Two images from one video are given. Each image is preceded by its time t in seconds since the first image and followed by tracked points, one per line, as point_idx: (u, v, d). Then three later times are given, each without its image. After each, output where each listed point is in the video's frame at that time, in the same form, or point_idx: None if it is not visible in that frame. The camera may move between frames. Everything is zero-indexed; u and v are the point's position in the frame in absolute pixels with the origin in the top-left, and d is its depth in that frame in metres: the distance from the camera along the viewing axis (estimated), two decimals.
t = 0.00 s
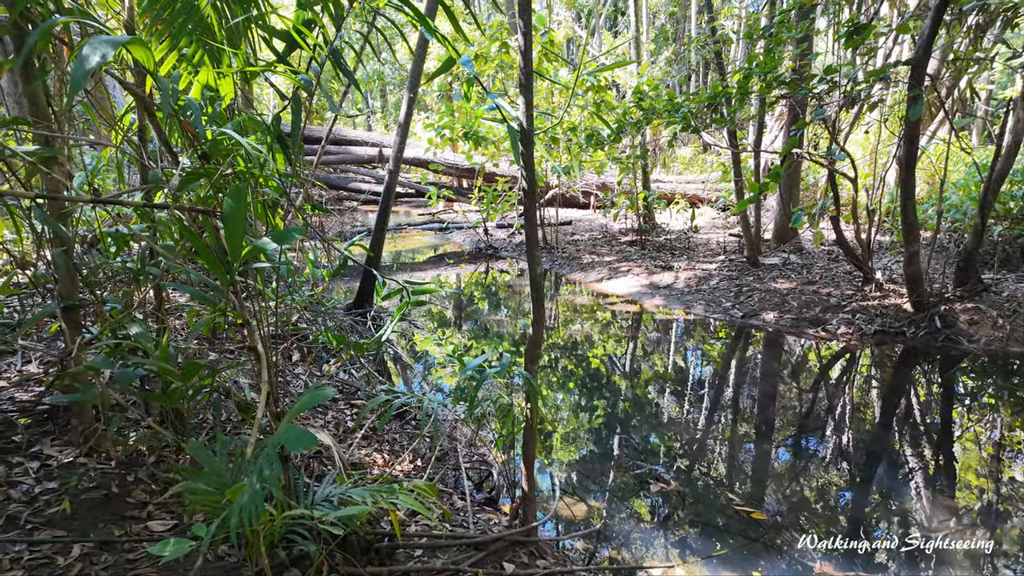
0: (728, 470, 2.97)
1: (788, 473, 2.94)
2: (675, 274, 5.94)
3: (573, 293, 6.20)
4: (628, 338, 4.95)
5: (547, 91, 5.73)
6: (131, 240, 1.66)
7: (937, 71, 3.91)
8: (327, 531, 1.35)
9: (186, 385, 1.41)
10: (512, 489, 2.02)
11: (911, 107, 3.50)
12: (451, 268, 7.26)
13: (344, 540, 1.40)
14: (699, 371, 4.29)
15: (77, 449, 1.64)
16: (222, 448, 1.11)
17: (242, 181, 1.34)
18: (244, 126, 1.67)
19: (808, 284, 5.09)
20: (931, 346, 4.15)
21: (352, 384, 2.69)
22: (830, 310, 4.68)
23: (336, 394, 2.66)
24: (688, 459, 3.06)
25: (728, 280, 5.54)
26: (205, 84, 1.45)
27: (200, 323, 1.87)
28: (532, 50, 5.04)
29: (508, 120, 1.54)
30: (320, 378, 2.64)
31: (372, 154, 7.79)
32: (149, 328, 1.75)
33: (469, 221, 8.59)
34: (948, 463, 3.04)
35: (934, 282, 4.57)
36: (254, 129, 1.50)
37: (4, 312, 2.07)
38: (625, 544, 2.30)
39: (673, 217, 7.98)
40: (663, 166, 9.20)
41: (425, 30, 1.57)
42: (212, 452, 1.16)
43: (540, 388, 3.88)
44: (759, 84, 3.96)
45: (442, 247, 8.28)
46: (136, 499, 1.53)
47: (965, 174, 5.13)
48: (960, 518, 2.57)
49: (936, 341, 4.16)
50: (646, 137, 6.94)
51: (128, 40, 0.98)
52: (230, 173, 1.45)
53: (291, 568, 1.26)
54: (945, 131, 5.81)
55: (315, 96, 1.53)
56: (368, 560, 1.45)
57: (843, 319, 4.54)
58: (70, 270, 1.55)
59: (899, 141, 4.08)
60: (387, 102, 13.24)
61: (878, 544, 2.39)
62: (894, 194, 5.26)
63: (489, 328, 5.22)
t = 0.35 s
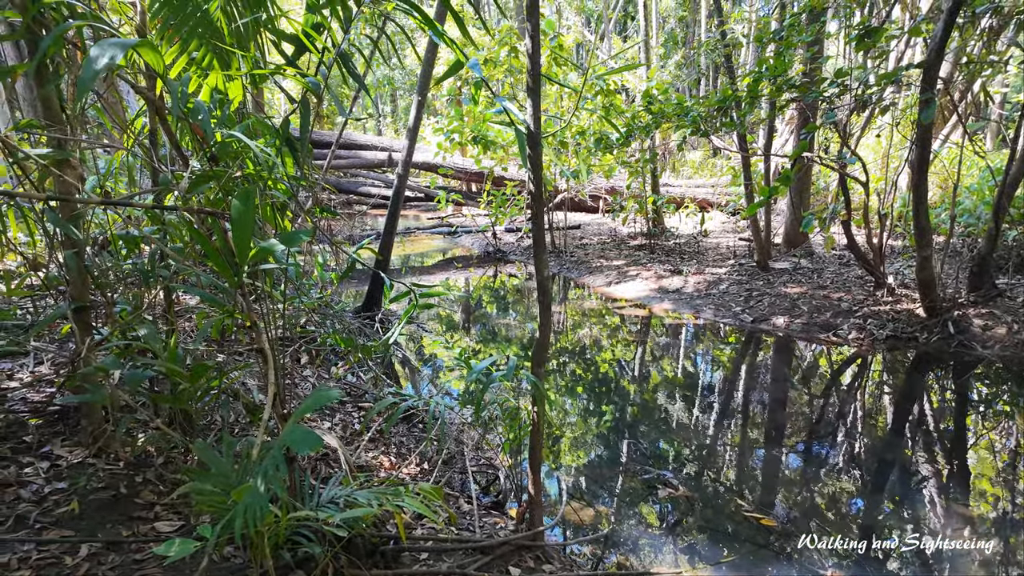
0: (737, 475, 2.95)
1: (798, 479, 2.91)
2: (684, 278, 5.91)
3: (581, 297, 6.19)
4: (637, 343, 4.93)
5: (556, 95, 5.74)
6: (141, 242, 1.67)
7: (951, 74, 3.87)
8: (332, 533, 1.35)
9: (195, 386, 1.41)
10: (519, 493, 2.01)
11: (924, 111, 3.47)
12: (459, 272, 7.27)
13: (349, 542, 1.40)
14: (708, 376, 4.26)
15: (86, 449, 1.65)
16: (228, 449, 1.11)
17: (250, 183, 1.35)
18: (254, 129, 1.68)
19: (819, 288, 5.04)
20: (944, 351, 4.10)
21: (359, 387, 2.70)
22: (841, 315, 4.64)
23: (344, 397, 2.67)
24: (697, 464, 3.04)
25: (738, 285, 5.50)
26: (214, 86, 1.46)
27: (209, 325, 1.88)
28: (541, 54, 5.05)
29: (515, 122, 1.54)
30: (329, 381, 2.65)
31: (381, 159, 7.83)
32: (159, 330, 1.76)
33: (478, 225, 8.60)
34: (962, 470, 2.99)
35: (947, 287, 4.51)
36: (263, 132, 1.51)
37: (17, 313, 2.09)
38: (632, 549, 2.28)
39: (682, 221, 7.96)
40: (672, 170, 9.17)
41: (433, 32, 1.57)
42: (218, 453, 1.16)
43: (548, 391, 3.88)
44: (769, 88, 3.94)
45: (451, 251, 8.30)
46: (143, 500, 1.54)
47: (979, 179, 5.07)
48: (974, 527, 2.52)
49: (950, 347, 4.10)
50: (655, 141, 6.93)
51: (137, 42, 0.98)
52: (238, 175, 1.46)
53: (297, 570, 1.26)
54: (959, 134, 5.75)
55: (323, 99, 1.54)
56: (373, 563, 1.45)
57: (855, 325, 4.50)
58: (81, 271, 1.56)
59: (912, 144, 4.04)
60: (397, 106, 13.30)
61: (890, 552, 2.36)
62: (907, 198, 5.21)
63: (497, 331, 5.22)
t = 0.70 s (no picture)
0: (742, 480, 2.92)
1: (803, 483, 2.89)
2: (690, 281, 5.88)
3: (587, 300, 6.17)
4: (642, 346, 4.91)
5: (561, 98, 5.73)
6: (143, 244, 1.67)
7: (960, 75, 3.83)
8: (328, 538, 1.34)
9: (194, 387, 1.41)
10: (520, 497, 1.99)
11: (933, 112, 3.43)
12: (465, 274, 7.27)
13: (346, 547, 1.39)
14: (714, 379, 4.23)
15: (86, 451, 1.65)
16: (225, 450, 1.10)
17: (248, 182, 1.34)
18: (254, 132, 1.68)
19: (826, 291, 5.00)
20: (953, 355, 4.04)
21: (362, 389, 2.69)
22: (849, 318, 4.59)
23: (347, 400, 2.67)
24: (702, 468, 3.02)
25: (744, 288, 5.47)
26: (214, 88, 1.45)
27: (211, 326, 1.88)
28: (546, 57, 5.05)
29: (515, 124, 1.54)
30: (332, 384, 2.65)
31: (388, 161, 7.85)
32: (160, 332, 1.76)
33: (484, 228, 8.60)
34: (971, 476, 2.96)
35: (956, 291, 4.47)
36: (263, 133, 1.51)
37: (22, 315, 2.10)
38: (635, 554, 2.26)
39: (689, 224, 7.93)
40: (678, 173, 9.15)
41: (433, 34, 1.56)
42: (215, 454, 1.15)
43: (553, 394, 3.87)
44: (776, 90, 3.91)
45: (456, 253, 8.30)
46: (143, 502, 1.53)
47: (988, 181, 5.02)
48: (984, 533, 2.48)
49: (959, 351, 4.04)
50: (661, 143, 6.91)
51: (133, 44, 0.98)
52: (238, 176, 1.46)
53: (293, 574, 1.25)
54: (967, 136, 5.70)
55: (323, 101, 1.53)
56: (371, 567, 1.44)
57: (863, 328, 4.45)
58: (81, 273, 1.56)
59: (921, 146, 4.00)
60: (404, 109, 13.34)
61: (898, 559, 2.33)
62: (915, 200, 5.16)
63: (503, 334, 5.21)
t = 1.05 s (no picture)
0: (747, 484, 2.88)
1: (808, 488, 2.85)
2: (694, 283, 5.84)
3: (590, 302, 6.13)
4: (645, 348, 4.88)
5: (564, 98, 5.70)
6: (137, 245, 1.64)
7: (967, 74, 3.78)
8: (322, 550, 1.32)
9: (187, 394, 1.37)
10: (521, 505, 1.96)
11: (941, 113, 3.39)
12: (467, 276, 7.25)
13: (341, 558, 1.38)
14: (717, 382, 4.19)
15: (79, 456, 1.62)
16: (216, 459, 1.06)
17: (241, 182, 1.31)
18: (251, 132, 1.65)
19: (831, 294, 4.95)
20: (961, 359, 3.98)
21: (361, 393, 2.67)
22: (855, 321, 4.54)
23: (346, 404, 2.64)
24: (706, 473, 2.98)
25: (748, 290, 5.43)
26: (206, 85, 1.42)
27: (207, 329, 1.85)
28: (549, 57, 5.02)
29: (516, 124, 1.51)
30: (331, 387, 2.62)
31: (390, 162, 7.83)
32: (155, 335, 1.73)
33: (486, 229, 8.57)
34: (979, 480, 2.91)
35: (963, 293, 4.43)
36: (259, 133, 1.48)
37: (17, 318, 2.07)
38: (637, 561, 2.22)
39: (692, 225, 7.89)
40: (681, 174, 9.11)
41: (432, 32, 1.53)
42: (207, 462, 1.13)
43: (555, 397, 3.83)
44: (781, 90, 3.87)
45: (459, 255, 8.27)
46: (135, 510, 1.51)
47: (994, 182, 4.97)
48: (992, 539, 2.44)
49: (967, 355, 3.98)
50: (664, 144, 6.87)
51: (121, 41, 0.96)
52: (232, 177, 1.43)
53: None
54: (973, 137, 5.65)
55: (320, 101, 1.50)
56: None
57: (869, 331, 4.40)
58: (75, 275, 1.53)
59: (928, 147, 3.96)
60: (406, 110, 13.32)
61: (905, 565, 2.28)
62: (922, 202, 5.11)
63: (505, 336, 5.18)
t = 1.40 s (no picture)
0: (753, 492, 2.81)
1: (818, 497, 2.76)
2: (700, 285, 5.76)
3: (594, 304, 6.05)
4: (650, 351, 4.81)
5: (568, 98, 5.64)
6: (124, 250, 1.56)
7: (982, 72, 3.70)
8: None
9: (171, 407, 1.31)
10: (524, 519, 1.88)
11: (955, 112, 3.31)
12: (470, 277, 7.18)
13: None
14: (723, 385, 4.12)
15: (63, 467, 1.56)
16: (194, 480, 1.01)
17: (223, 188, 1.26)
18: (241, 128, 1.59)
19: (840, 297, 4.87)
20: (975, 364, 3.89)
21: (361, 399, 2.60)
22: (865, 325, 4.46)
23: (345, 411, 2.58)
24: (712, 480, 2.91)
25: (755, 293, 5.35)
26: (192, 82, 1.36)
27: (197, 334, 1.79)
28: (553, 56, 4.96)
29: (518, 121, 1.44)
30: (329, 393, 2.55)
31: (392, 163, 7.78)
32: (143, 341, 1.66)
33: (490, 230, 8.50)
34: (993, 488, 2.82)
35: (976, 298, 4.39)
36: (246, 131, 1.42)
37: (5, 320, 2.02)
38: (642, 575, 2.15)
39: (698, 227, 7.81)
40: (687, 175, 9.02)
41: (431, 25, 1.46)
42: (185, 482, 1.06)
43: (558, 401, 3.77)
44: (788, 90, 3.80)
45: (461, 256, 8.21)
46: (120, 525, 1.45)
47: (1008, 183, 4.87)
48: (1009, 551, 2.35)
49: (981, 360, 3.89)
50: (670, 144, 6.79)
51: (90, 29, 0.91)
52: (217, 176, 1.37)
53: None
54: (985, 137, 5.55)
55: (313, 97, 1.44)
56: None
57: (879, 336, 4.32)
58: (59, 276, 1.47)
59: (940, 148, 3.88)
60: (411, 111, 13.28)
61: None
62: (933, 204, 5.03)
63: (508, 338, 5.11)
